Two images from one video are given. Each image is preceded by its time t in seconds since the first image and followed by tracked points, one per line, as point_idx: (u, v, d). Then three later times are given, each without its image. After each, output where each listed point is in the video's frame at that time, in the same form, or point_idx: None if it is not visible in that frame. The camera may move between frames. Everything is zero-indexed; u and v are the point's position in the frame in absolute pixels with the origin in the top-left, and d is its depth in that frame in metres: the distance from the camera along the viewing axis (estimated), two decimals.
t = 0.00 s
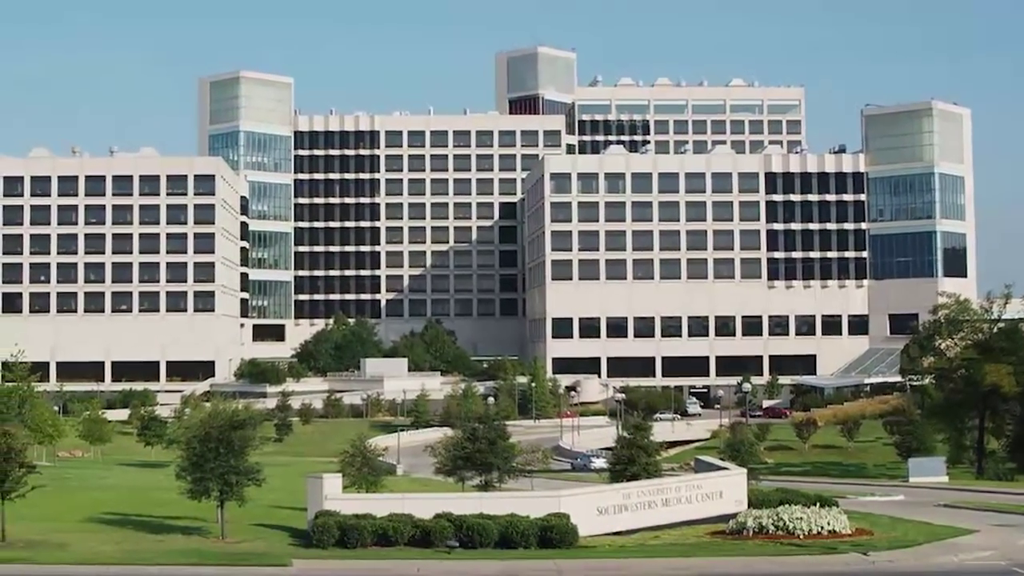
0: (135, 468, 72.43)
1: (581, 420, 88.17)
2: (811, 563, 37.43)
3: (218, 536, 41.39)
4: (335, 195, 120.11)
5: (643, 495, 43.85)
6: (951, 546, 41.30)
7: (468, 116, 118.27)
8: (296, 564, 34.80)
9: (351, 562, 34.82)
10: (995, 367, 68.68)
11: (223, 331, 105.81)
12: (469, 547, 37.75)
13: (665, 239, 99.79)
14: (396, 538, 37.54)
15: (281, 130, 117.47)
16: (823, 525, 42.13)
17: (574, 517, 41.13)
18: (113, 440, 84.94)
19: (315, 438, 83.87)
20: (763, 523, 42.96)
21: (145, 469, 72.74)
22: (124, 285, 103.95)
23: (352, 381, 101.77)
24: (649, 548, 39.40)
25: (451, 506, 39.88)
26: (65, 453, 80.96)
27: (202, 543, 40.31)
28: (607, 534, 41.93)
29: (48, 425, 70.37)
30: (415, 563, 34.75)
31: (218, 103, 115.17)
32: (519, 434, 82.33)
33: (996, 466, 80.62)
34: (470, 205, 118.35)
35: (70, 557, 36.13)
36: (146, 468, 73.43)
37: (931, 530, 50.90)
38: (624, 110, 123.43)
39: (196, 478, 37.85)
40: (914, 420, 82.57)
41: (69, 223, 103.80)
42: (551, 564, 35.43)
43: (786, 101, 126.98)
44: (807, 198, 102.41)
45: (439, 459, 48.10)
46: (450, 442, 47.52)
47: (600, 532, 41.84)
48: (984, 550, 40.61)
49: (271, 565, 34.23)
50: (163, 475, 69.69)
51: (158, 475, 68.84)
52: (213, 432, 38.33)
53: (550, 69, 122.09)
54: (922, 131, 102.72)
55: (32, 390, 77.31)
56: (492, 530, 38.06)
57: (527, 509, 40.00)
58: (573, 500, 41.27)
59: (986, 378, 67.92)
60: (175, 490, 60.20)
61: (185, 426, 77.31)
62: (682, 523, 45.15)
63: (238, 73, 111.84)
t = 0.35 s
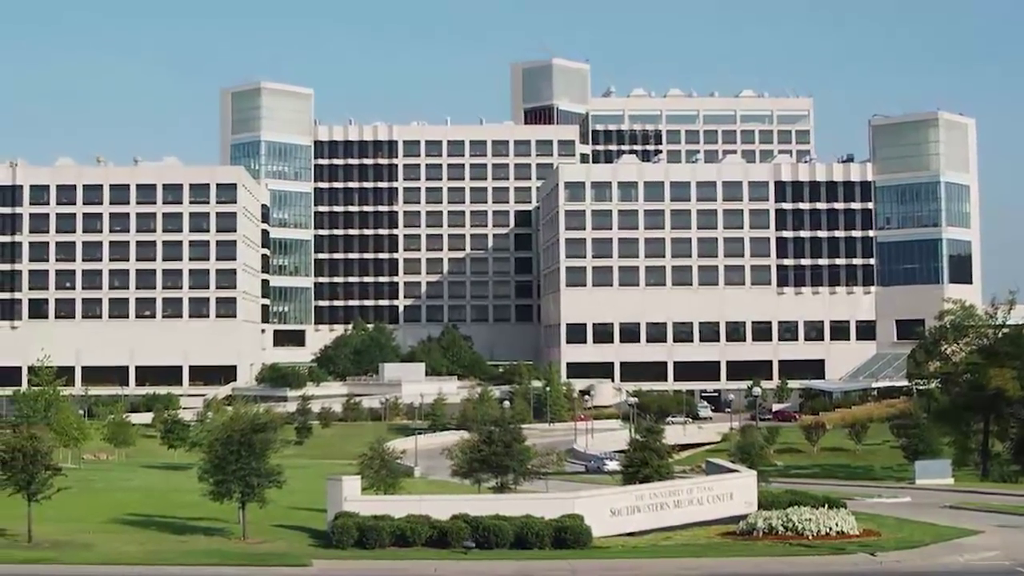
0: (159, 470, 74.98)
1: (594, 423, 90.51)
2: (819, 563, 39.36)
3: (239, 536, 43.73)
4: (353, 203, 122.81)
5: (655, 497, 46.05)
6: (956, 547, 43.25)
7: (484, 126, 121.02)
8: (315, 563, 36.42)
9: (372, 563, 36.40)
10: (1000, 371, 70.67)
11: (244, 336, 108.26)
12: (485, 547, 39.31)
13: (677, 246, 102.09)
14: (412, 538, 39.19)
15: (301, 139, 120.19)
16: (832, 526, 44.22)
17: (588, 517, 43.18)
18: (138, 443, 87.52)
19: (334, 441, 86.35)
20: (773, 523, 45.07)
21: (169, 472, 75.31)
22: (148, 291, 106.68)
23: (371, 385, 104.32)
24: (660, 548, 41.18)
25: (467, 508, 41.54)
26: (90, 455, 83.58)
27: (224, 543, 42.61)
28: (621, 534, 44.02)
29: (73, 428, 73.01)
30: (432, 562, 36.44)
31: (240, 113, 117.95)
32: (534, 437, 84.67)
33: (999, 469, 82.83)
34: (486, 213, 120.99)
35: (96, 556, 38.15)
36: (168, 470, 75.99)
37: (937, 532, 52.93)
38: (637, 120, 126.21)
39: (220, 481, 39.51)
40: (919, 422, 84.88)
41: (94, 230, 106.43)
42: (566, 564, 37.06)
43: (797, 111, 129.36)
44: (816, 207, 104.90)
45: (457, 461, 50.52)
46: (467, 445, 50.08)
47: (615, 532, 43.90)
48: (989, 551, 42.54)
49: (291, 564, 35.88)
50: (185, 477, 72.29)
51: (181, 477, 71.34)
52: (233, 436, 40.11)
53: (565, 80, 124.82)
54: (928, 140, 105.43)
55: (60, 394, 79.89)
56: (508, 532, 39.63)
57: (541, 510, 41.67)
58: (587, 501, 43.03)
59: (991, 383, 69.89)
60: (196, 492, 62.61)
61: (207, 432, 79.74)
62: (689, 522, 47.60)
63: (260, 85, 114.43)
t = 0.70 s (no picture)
0: (184, 472, 77.68)
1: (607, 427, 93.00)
2: (826, 563, 41.40)
3: (261, 534, 45.89)
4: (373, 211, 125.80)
5: (668, 497, 48.16)
6: (961, 548, 45.30)
7: (500, 137, 124.00)
8: (335, 563, 38.03)
9: (392, 564, 37.90)
10: (1003, 377, 72.57)
11: (265, 341, 111.09)
12: (501, 547, 41.01)
13: (689, 254, 104.75)
14: (432, 540, 40.74)
15: (320, 148, 122.96)
16: (840, 527, 46.48)
17: (603, 518, 45.33)
18: (162, 446, 90.25)
19: (354, 444, 88.98)
20: (783, 525, 47.20)
21: (192, 473, 77.97)
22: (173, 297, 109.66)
23: (389, 389, 107.04)
24: (672, 549, 42.84)
25: (487, 509, 43.24)
26: (116, 458, 86.34)
27: (244, 540, 44.70)
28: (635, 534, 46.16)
29: (99, 430, 75.70)
30: (450, 563, 38.23)
31: (262, 124, 120.96)
32: (549, 440, 87.17)
33: (1005, 471, 84.80)
34: (503, 222, 123.86)
35: (122, 555, 40.04)
36: (193, 473, 78.62)
37: (945, 534, 54.87)
38: (651, 131, 128.97)
39: (242, 482, 40.90)
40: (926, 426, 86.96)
41: (120, 238, 109.11)
42: (581, 565, 38.62)
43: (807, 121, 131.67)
44: (825, 215, 106.76)
45: (474, 463, 53.08)
46: (484, 447, 52.58)
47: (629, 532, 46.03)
48: (991, 552, 44.65)
49: (313, 563, 37.53)
50: (209, 479, 74.84)
51: (204, 479, 73.95)
52: (257, 438, 41.38)
53: (579, 91, 127.69)
54: (934, 151, 108.03)
55: (87, 400, 82.61)
56: (523, 533, 41.21)
57: (556, 512, 43.16)
58: (602, 503, 45.17)
59: (996, 387, 71.74)
60: (219, 493, 65.22)
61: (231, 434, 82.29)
62: (699, 524, 49.47)
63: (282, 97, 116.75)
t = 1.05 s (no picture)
0: (210, 474, 80.59)
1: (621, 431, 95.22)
2: (838, 564, 41.24)
3: (282, 535, 47.31)
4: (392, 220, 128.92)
5: (680, 499, 48.79)
6: (965, 549, 45.03)
7: (516, 147, 127.21)
8: (355, 563, 38.36)
9: (412, 563, 38.47)
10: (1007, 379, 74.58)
11: (286, 346, 114.18)
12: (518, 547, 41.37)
13: (700, 261, 107.52)
14: (449, 540, 40.86)
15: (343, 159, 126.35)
16: (848, 528, 46.67)
17: (615, 520, 45.91)
18: (187, 448, 92.86)
19: (375, 446, 91.66)
20: (793, 527, 47.28)
21: (217, 475, 80.88)
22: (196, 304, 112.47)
23: (408, 393, 109.54)
24: (687, 551, 43.12)
25: (500, 512, 43.97)
26: (142, 460, 89.02)
27: (267, 540, 46.00)
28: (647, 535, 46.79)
29: (125, 433, 78.74)
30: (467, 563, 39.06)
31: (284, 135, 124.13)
32: (564, 444, 89.46)
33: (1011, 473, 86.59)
34: (519, 230, 126.90)
35: (147, 554, 40.60)
36: (217, 476, 81.16)
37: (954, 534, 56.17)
38: (664, 141, 132.05)
39: (264, 484, 41.72)
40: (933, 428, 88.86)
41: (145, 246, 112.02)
42: (594, 565, 38.83)
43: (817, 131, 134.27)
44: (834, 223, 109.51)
45: (490, 467, 55.30)
46: (502, 451, 54.28)
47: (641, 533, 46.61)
48: (1000, 552, 44.53)
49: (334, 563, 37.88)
50: (233, 482, 77.25)
51: (228, 481, 76.94)
52: (278, 441, 42.27)
53: (593, 103, 131.25)
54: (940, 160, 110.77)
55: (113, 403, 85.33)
56: (539, 533, 42.03)
57: (570, 512, 43.68)
58: (616, 505, 45.90)
59: (999, 391, 72.85)
60: (242, 496, 68.13)
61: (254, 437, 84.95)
62: (709, 526, 49.91)
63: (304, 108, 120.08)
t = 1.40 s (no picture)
0: (232, 478, 83.51)
1: (634, 434, 97.72)
2: (848, 564, 43.42)
3: (302, 536, 50.28)
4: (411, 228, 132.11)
5: (692, 501, 51.49)
6: (974, 549, 47.59)
7: (531, 156, 130.30)
8: (374, 563, 40.75)
9: (430, 562, 40.95)
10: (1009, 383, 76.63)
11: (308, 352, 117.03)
12: (534, 548, 43.84)
13: (712, 268, 110.05)
14: (468, 540, 43.40)
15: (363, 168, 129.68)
16: (857, 529, 49.21)
17: (630, 523, 48.40)
18: (210, 452, 95.63)
19: (394, 450, 94.42)
20: (802, 527, 49.78)
21: (237, 479, 83.72)
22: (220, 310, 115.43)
23: (426, 398, 112.23)
24: (699, 551, 45.69)
25: (518, 512, 46.37)
26: (165, 463, 91.84)
27: (288, 540, 48.92)
28: (659, 536, 49.28)
29: (149, 438, 81.73)
30: (483, 561, 41.50)
31: (305, 145, 127.21)
32: (578, 447, 91.95)
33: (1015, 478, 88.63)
34: (535, 238, 130.08)
35: (170, 554, 43.54)
36: (238, 478, 84.27)
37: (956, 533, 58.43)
38: (676, 151, 135.30)
39: (287, 487, 43.99)
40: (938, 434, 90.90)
41: (170, 254, 115.08)
42: (607, 565, 41.20)
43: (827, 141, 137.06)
44: (841, 231, 112.84)
45: (508, 469, 57.76)
46: (518, 454, 56.78)
47: (654, 535, 49.12)
48: (998, 553, 46.95)
49: (355, 563, 40.30)
50: (255, 485, 80.19)
51: (249, 484, 79.88)
52: (300, 443, 44.50)
53: (606, 113, 134.60)
54: (945, 170, 113.93)
55: (138, 408, 88.11)
56: (555, 534, 44.37)
57: (585, 514, 46.21)
58: (629, 508, 48.21)
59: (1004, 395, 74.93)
60: (263, 497, 71.11)
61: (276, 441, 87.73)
62: (715, 528, 52.27)
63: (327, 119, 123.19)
